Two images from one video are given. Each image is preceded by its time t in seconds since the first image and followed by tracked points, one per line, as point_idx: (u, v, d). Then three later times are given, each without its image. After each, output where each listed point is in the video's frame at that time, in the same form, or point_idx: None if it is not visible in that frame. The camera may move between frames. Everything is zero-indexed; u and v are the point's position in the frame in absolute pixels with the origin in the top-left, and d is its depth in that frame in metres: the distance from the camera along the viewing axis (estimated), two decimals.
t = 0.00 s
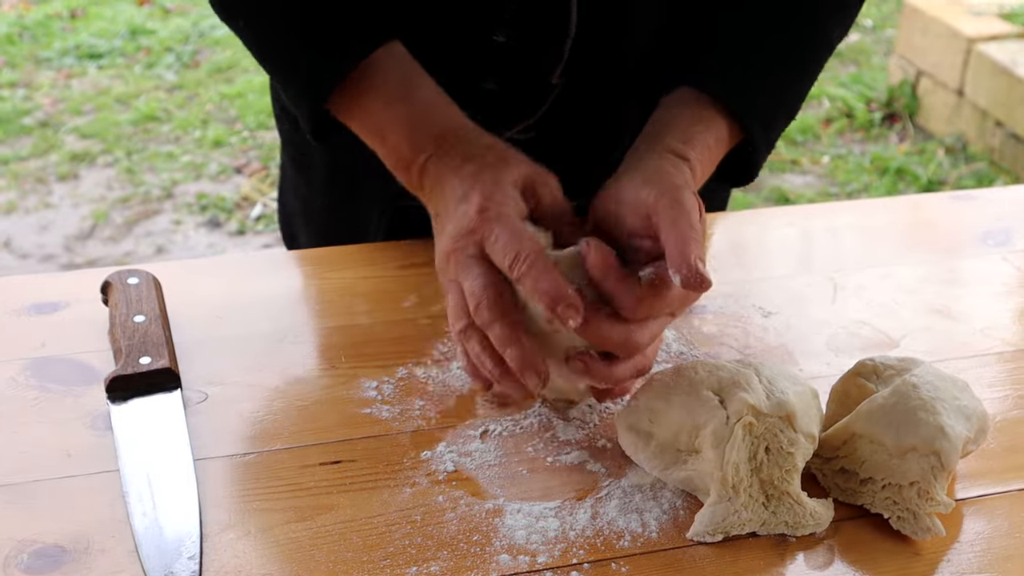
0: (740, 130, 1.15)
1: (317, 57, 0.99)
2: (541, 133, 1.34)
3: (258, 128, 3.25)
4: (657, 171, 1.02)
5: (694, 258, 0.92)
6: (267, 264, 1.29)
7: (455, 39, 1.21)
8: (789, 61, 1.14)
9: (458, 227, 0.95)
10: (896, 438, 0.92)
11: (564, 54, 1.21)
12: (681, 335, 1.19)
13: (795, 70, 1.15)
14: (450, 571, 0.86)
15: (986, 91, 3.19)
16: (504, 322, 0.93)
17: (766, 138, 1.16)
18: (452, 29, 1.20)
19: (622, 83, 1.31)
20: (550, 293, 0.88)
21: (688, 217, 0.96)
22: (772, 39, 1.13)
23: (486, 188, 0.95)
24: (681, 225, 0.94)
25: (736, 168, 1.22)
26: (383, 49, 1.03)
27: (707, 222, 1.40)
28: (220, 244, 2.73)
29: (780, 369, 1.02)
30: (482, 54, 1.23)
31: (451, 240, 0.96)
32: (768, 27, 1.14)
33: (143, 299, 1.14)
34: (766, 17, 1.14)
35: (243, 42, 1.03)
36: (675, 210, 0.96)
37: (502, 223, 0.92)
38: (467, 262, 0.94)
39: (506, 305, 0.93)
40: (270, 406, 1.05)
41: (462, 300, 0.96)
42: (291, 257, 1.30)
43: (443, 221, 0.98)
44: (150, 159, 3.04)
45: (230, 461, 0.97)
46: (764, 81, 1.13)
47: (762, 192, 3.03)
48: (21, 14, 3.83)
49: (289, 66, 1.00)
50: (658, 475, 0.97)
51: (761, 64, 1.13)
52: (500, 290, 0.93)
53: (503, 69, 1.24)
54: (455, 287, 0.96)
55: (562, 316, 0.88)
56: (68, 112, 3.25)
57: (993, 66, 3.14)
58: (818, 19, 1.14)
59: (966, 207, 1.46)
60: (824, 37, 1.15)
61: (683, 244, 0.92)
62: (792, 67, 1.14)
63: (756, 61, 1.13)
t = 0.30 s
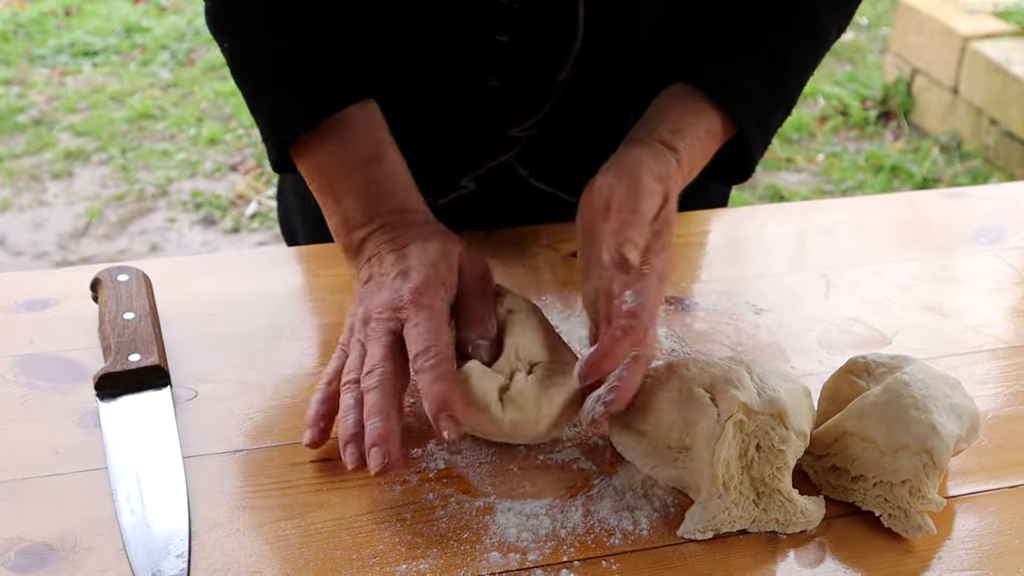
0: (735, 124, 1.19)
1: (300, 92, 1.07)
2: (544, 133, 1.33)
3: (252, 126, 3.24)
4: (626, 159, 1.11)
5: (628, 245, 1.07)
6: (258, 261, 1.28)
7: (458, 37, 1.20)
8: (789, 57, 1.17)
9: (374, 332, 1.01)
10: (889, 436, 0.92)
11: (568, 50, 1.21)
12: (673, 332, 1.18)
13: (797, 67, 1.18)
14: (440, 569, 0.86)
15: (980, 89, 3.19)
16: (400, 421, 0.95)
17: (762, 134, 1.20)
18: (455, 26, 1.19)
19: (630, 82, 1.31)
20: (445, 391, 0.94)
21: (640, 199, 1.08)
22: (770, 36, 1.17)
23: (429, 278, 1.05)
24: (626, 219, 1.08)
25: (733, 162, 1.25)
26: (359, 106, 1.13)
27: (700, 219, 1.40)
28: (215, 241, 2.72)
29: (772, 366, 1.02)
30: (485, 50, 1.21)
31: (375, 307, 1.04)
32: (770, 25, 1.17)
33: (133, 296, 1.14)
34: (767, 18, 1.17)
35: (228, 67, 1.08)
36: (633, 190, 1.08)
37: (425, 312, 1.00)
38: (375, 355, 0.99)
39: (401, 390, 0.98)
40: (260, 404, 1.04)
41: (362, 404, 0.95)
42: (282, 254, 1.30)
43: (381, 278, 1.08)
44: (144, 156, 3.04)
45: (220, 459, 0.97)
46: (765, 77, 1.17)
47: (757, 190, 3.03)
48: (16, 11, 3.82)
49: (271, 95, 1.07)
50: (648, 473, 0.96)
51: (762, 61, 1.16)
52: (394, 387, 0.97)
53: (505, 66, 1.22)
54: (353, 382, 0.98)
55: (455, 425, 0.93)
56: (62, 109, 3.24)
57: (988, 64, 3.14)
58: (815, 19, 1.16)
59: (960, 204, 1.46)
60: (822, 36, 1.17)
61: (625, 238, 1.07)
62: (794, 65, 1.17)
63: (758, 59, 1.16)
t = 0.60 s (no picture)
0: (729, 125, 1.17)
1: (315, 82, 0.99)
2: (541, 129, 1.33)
3: (244, 125, 3.24)
4: (649, 151, 1.00)
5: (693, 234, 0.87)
6: (248, 261, 1.28)
7: (451, 47, 1.22)
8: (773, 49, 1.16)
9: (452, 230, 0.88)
10: (877, 437, 0.92)
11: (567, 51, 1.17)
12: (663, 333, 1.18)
13: (779, 57, 1.16)
14: (430, 570, 0.86)
15: (972, 90, 3.19)
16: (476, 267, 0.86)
17: (746, 132, 1.16)
18: (446, 35, 1.21)
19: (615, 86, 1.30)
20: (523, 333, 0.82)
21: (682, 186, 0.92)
22: (748, 31, 1.17)
23: (488, 157, 0.93)
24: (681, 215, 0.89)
25: (717, 161, 1.23)
26: (381, 72, 1.01)
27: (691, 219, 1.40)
28: (207, 241, 2.72)
29: (761, 368, 1.02)
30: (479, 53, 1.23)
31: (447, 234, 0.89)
32: (751, 20, 1.18)
33: (122, 297, 1.14)
34: (747, 15, 1.19)
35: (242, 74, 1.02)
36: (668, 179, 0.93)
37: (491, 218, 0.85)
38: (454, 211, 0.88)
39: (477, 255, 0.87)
40: (249, 406, 1.04)
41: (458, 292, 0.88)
42: (272, 255, 1.30)
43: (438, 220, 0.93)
44: (136, 156, 3.03)
45: (209, 460, 0.97)
46: (747, 67, 1.14)
47: (750, 190, 3.04)
48: (7, 10, 3.81)
49: (288, 92, 1.00)
50: (638, 474, 0.96)
51: (742, 53, 1.15)
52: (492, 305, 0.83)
53: (500, 71, 1.24)
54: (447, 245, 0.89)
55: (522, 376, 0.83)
56: (54, 108, 3.23)
57: (979, 65, 3.15)
58: (799, 18, 1.18)
59: (949, 205, 1.46)
60: (803, 29, 1.18)
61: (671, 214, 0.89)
62: (778, 56, 1.16)
63: (746, 55, 1.15)
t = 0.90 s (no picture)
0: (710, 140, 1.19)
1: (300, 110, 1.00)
2: (539, 133, 1.34)
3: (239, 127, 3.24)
4: (611, 168, 1.08)
5: (616, 248, 1.02)
6: (244, 264, 1.28)
7: (449, 54, 1.21)
8: (765, 56, 1.17)
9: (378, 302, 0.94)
10: (870, 440, 0.92)
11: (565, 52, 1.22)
12: (658, 335, 1.19)
13: (769, 69, 1.18)
14: (425, 572, 0.86)
15: (965, 93, 3.21)
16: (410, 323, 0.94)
17: (733, 148, 1.20)
18: (445, 39, 1.20)
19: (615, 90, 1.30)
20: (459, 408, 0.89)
21: (624, 209, 1.04)
22: (742, 41, 1.18)
23: (427, 262, 0.97)
24: (612, 228, 1.03)
25: (705, 178, 1.25)
26: (352, 133, 1.05)
27: (685, 222, 1.41)
28: (201, 243, 2.72)
29: (756, 370, 1.02)
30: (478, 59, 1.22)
31: (372, 298, 0.96)
32: (745, 28, 1.18)
33: (118, 300, 1.14)
34: (743, 22, 1.19)
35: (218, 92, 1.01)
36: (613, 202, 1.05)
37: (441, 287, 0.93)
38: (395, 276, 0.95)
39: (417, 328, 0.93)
40: (245, 408, 1.04)
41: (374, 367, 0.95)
42: (268, 258, 1.30)
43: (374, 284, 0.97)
44: (131, 158, 3.03)
45: (205, 463, 0.97)
46: (733, 76, 1.17)
47: (744, 192, 3.04)
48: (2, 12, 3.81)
49: (267, 117, 1.00)
50: (632, 477, 0.97)
51: (730, 60, 1.17)
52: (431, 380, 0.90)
53: (499, 74, 1.24)
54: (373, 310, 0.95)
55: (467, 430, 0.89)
56: (49, 110, 3.23)
57: (972, 68, 3.16)
58: (791, 26, 1.18)
59: (942, 208, 1.47)
60: (795, 38, 1.19)
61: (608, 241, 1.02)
62: (768, 67, 1.18)
63: (737, 71, 1.17)
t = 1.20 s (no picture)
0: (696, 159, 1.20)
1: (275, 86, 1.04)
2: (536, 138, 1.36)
3: (237, 130, 3.24)
4: (608, 193, 1.05)
5: (646, 286, 0.94)
6: (242, 266, 1.29)
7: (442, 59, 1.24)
8: (760, 75, 1.18)
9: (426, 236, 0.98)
10: (866, 441, 0.93)
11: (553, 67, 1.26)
12: (655, 338, 1.19)
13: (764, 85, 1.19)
14: (423, 573, 0.86)
15: (961, 96, 3.22)
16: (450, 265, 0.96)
17: (717, 164, 1.20)
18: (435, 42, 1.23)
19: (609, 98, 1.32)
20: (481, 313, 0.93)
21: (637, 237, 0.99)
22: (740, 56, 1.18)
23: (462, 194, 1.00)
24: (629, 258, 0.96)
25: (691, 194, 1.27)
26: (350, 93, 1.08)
27: (682, 225, 1.41)
28: (199, 246, 2.72)
29: (752, 373, 1.03)
30: (473, 64, 1.25)
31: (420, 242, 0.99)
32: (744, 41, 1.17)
33: (117, 302, 1.14)
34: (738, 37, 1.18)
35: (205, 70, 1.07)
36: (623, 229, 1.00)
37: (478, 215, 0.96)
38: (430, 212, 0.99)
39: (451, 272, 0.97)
40: (244, 410, 1.05)
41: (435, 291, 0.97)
42: (265, 260, 1.30)
43: (406, 229, 1.01)
44: (128, 161, 3.03)
45: (203, 464, 0.97)
46: (729, 92, 1.18)
47: (741, 195, 3.05)
48: None
49: (250, 94, 1.05)
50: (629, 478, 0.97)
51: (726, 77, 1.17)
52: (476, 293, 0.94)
53: (494, 79, 1.26)
54: (421, 244, 0.99)
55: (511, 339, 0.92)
56: (46, 113, 3.23)
57: (968, 71, 3.17)
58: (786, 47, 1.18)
59: (938, 211, 1.48)
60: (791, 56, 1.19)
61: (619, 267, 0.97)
62: (763, 85, 1.19)
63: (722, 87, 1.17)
